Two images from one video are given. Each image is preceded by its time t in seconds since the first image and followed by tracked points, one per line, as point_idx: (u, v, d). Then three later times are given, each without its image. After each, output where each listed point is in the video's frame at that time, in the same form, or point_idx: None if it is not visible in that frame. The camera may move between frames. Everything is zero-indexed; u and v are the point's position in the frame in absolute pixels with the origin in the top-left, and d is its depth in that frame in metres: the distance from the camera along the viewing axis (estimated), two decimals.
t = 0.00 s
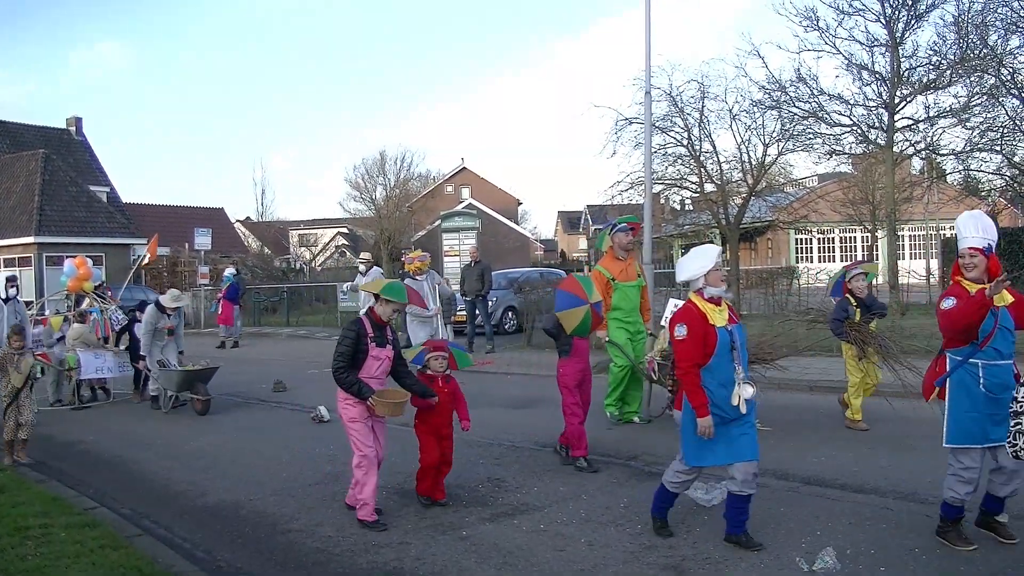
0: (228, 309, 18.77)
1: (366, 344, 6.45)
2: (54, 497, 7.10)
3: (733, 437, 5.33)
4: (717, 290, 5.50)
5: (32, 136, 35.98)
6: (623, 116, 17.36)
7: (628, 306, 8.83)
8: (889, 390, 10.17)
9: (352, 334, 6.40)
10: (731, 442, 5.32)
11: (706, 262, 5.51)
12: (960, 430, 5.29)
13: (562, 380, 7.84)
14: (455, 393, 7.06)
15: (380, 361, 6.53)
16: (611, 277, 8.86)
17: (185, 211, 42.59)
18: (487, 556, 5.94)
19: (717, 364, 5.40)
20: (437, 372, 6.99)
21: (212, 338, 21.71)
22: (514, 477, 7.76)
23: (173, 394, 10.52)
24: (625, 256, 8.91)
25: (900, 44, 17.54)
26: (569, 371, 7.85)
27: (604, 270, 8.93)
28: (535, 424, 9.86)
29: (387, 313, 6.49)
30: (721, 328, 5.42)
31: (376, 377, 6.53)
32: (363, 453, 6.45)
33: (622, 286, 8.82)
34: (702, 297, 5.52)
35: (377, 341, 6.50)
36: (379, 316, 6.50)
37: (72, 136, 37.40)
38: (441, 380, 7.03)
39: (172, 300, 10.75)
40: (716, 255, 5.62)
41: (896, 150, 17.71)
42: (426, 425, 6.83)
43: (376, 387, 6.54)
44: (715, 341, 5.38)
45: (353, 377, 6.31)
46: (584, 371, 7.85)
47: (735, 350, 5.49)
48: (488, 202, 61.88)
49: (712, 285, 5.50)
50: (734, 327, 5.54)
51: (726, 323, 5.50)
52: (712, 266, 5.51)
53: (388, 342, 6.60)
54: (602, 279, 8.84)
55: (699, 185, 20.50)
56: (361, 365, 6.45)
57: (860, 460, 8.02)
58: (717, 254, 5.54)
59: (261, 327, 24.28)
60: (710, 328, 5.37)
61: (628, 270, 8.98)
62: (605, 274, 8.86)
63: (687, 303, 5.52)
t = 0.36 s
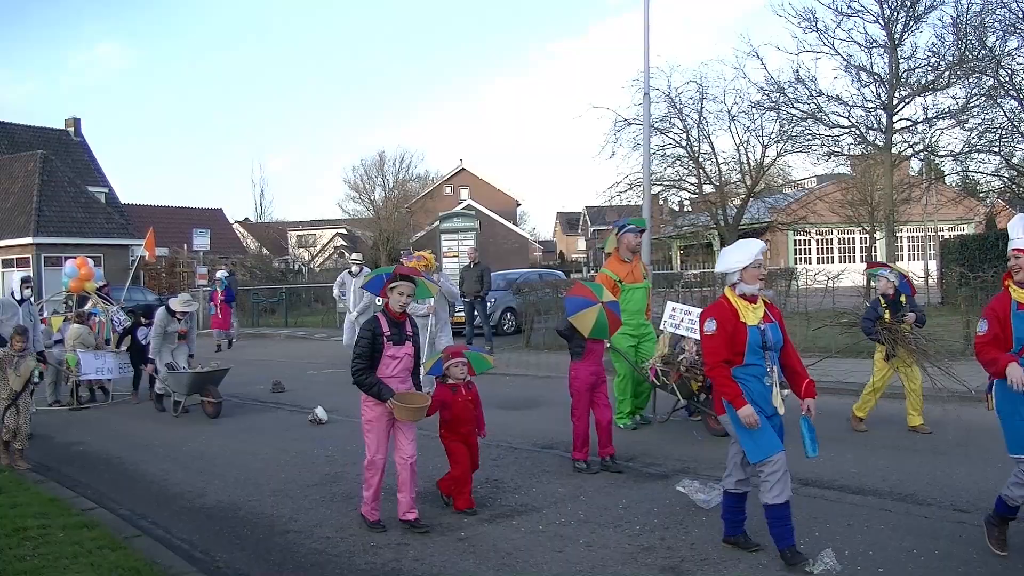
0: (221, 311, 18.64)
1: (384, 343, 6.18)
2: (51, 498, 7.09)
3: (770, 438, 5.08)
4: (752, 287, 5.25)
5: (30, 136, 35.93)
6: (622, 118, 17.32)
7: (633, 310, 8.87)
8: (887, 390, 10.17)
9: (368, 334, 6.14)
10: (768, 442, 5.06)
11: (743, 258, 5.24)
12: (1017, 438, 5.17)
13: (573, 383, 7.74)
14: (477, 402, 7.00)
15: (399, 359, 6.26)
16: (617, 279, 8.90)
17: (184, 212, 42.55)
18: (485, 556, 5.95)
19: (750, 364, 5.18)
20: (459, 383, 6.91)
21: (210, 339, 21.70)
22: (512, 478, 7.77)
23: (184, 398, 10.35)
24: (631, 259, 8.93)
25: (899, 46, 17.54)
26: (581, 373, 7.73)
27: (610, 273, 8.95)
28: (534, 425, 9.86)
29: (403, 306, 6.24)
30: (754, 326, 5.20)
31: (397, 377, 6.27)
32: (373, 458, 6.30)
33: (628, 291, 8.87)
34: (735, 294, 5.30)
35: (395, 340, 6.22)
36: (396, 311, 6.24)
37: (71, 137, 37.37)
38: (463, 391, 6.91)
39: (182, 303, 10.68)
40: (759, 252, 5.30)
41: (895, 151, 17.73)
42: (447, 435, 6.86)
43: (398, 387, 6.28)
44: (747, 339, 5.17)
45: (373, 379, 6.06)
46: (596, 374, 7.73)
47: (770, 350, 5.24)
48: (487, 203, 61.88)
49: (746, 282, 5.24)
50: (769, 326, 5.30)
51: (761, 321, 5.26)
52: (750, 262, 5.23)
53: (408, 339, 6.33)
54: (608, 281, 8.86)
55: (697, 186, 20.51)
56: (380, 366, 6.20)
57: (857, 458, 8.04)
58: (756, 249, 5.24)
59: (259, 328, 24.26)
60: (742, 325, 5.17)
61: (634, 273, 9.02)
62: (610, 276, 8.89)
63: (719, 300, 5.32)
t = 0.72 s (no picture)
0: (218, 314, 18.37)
1: (408, 347, 6.10)
2: (51, 498, 7.08)
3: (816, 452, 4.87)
4: (792, 287, 5.02)
5: (31, 136, 35.92)
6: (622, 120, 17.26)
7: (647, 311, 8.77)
8: (887, 392, 10.14)
9: (391, 337, 6.08)
10: (810, 455, 4.86)
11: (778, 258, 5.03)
12: None
13: (596, 384, 7.57)
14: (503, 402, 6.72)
15: (426, 363, 6.17)
16: (629, 278, 8.75)
17: (184, 212, 42.55)
18: (485, 557, 5.95)
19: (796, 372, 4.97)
20: (485, 382, 6.66)
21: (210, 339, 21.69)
22: (512, 479, 7.77)
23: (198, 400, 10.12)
24: (644, 258, 8.78)
25: (899, 47, 17.53)
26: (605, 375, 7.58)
27: (623, 271, 8.80)
28: (534, 425, 9.84)
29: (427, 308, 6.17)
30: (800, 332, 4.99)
31: (424, 381, 6.18)
32: (416, 459, 6.09)
33: (640, 291, 8.73)
34: (776, 299, 5.08)
35: (420, 344, 6.13)
36: (421, 314, 6.18)
37: (71, 137, 37.38)
38: (487, 390, 6.65)
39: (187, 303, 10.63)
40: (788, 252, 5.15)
41: (895, 153, 17.63)
42: (472, 435, 6.58)
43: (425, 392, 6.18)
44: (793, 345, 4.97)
45: (398, 382, 6.00)
46: (620, 376, 7.58)
47: (816, 356, 5.04)
48: (487, 204, 61.88)
49: (786, 284, 5.02)
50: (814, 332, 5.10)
51: (805, 326, 5.06)
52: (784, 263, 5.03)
53: (435, 342, 6.23)
54: (619, 281, 8.74)
55: (697, 188, 20.48)
56: (407, 370, 6.12)
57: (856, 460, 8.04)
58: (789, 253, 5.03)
59: (259, 328, 24.26)
60: (786, 331, 4.97)
61: (646, 272, 8.88)
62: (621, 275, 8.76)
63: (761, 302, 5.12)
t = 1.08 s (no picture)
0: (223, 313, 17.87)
1: (432, 361, 5.85)
2: (51, 497, 7.08)
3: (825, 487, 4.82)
4: (834, 336, 4.72)
5: (34, 136, 35.95)
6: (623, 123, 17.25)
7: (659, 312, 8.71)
8: (889, 394, 10.12)
9: (413, 353, 5.82)
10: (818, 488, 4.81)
11: (829, 310, 4.64)
12: None
13: (618, 385, 7.59)
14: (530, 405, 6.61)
15: (451, 376, 5.93)
16: (638, 280, 8.65)
17: (185, 213, 42.53)
18: (486, 559, 5.94)
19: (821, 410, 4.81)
20: (511, 384, 6.54)
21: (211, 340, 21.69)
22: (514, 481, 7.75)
23: (209, 404, 9.97)
24: (652, 258, 8.72)
25: (901, 50, 17.52)
26: (626, 376, 7.58)
27: (631, 273, 8.69)
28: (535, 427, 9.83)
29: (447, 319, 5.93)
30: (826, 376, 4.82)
31: (450, 394, 5.95)
32: (437, 481, 5.82)
33: (652, 291, 8.65)
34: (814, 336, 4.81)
35: (443, 356, 5.88)
36: (441, 326, 5.93)
37: (73, 137, 37.42)
38: (515, 393, 6.54)
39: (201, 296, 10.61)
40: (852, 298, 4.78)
41: (897, 156, 17.65)
42: (502, 441, 6.43)
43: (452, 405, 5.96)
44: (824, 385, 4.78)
45: (423, 400, 5.76)
46: (641, 377, 7.58)
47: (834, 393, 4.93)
48: (488, 206, 61.88)
49: (829, 332, 4.72)
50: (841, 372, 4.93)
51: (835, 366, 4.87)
52: (833, 316, 4.65)
53: (457, 352, 6.01)
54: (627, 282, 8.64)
55: (699, 190, 20.45)
56: (431, 385, 5.87)
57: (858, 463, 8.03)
58: (842, 310, 4.62)
59: (260, 329, 24.23)
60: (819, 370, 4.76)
61: (655, 271, 8.80)
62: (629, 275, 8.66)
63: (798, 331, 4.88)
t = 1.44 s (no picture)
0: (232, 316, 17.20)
1: (466, 365, 5.73)
2: (53, 497, 7.06)
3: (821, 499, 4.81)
4: (843, 362, 4.64)
5: (37, 135, 35.97)
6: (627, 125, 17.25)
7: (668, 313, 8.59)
8: (892, 398, 10.09)
9: (449, 355, 5.70)
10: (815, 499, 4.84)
11: (842, 339, 4.52)
12: None
13: (644, 390, 7.50)
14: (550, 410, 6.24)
15: (484, 382, 5.79)
16: (650, 281, 8.56)
17: (189, 213, 42.59)
18: (489, 560, 5.93)
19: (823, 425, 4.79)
20: (529, 389, 6.23)
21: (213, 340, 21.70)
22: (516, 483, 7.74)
23: (214, 406, 9.85)
24: (664, 260, 8.62)
25: (906, 54, 17.47)
26: (652, 383, 7.48)
27: (643, 274, 8.60)
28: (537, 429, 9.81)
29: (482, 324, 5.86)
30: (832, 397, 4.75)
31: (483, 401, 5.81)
32: (469, 487, 5.64)
33: (664, 293, 8.56)
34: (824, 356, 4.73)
35: (477, 361, 5.77)
36: (476, 331, 5.84)
37: (75, 136, 37.47)
38: (533, 397, 6.20)
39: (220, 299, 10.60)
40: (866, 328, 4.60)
41: (900, 159, 17.55)
42: (522, 447, 6.08)
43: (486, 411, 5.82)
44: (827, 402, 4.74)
45: (461, 401, 5.62)
46: (668, 383, 7.50)
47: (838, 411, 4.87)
48: (490, 207, 61.88)
49: (839, 358, 4.63)
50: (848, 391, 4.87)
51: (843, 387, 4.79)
52: (846, 346, 4.52)
53: (490, 358, 5.90)
54: (640, 284, 8.51)
55: (703, 192, 20.43)
56: (466, 389, 5.73)
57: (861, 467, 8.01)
58: (853, 342, 4.49)
59: (262, 329, 24.25)
60: (824, 391, 4.71)
61: (667, 273, 8.71)
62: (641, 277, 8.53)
63: (808, 347, 4.81)
